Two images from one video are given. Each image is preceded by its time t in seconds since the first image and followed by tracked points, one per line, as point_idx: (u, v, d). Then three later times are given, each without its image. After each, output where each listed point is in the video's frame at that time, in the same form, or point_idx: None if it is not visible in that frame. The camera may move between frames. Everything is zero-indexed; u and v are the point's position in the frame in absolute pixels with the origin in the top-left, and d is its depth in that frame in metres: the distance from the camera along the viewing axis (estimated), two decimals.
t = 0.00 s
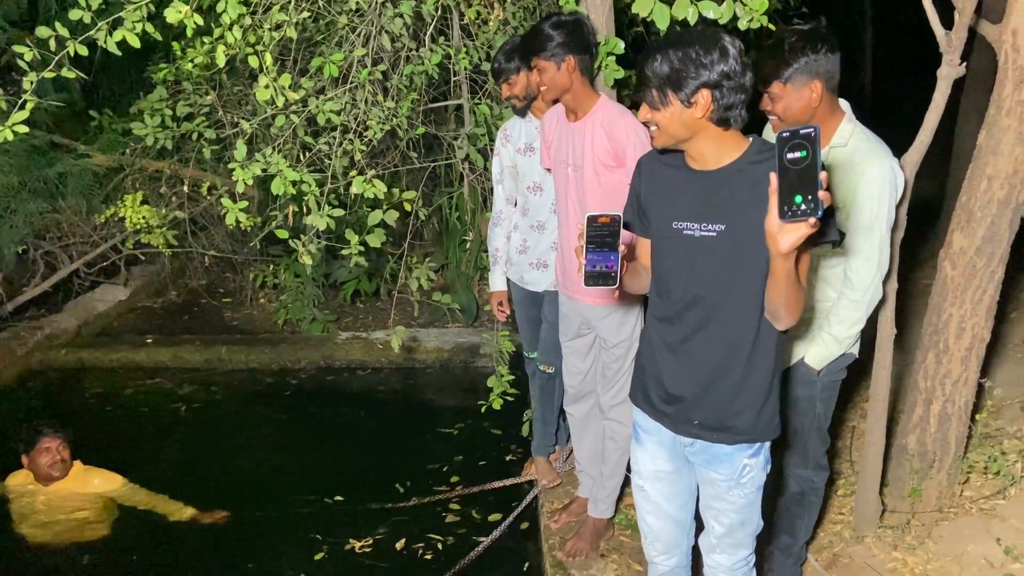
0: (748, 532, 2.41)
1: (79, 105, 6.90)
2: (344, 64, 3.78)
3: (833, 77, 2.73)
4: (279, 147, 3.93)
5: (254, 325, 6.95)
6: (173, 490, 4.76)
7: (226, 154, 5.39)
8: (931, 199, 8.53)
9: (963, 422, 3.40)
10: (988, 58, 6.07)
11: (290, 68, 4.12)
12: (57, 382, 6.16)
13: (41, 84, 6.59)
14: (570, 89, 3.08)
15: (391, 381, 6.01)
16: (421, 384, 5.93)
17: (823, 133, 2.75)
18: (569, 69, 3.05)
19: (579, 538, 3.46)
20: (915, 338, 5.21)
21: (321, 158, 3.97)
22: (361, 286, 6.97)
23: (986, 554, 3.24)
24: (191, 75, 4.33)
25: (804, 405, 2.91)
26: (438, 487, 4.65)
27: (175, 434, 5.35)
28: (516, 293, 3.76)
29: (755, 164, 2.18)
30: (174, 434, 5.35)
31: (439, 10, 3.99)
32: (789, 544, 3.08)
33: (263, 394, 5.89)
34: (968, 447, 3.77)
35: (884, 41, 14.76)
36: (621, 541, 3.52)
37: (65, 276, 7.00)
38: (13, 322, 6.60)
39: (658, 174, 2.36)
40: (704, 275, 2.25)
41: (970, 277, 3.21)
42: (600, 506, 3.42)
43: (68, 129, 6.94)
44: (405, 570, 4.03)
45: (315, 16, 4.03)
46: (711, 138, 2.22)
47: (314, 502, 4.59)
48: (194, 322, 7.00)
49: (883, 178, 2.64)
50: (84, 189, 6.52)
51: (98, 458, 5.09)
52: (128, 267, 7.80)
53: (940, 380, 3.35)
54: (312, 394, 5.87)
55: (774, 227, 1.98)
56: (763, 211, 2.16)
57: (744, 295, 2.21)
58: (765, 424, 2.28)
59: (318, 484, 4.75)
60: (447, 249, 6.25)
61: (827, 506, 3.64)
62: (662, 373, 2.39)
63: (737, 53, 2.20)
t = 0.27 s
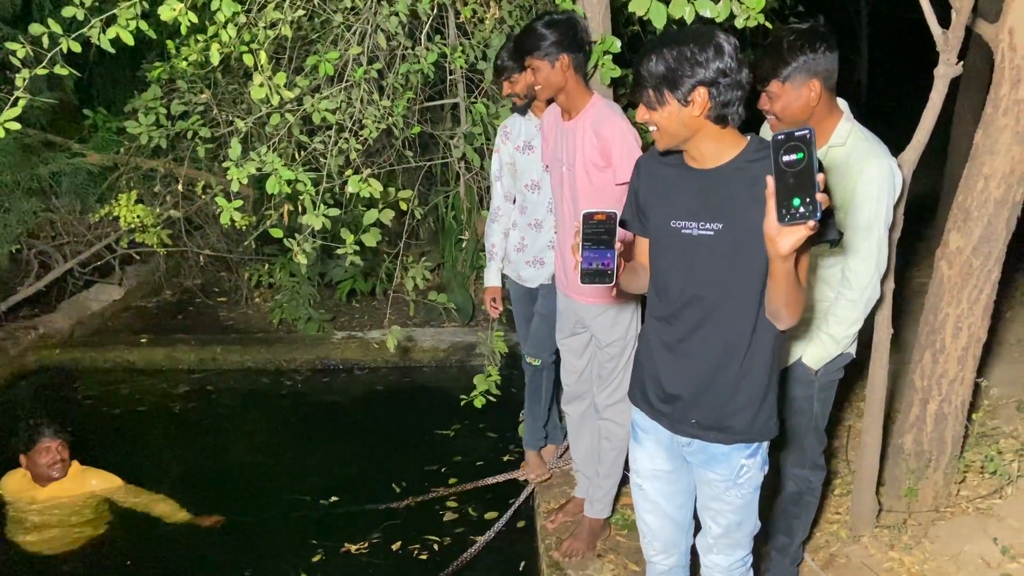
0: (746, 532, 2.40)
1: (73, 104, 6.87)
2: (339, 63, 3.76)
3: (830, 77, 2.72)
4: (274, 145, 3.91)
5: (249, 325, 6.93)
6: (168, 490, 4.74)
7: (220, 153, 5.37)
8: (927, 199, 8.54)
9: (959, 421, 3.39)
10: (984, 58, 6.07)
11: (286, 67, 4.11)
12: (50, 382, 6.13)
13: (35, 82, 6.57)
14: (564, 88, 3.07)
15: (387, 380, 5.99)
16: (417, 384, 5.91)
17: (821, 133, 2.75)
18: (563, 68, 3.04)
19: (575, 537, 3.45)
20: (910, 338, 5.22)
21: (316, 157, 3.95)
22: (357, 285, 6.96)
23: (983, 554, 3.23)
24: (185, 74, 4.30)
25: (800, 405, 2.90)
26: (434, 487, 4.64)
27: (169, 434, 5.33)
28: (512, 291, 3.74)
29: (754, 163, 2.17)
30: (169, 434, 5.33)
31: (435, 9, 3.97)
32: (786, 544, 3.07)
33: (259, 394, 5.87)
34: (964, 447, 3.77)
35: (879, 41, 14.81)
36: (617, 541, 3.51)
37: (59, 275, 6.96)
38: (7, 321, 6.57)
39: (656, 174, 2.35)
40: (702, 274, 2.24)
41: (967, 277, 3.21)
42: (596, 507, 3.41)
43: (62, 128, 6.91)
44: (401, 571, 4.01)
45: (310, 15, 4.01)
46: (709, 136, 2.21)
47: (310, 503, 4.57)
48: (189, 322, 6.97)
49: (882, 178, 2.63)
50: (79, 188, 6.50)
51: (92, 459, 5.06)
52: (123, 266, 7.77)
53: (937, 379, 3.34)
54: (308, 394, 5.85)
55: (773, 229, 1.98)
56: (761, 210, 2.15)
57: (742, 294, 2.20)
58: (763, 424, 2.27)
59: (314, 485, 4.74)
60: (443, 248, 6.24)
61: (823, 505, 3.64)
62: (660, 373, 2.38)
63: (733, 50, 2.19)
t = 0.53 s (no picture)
0: (746, 531, 2.39)
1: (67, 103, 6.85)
2: (335, 61, 3.75)
3: (828, 74, 2.71)
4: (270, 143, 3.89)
5: (244, 324, 6.91)
6: (163, 490, 4.72)
7: (215, 152, 5.35)
8: (923, 198, 8.54)
9: (956, 420, 3.39)
10: (980, 56, 6.07)
11: (282, 64, 4.10)
12: (45, 381, 6.12)
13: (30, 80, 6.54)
14: (556, 85, 3.07)
15: (384, 379, 5.98)
16: (413, 383, 5.90)
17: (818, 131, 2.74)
18: (556, 65, 3.04)
19: (571, 536, 3.44)
20: (907, 337, 5.21)
21: (312, 155, 3.93)
22: (353, 284, 6.94)
23: (980, 553, 3.23)
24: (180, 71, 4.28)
25: (798, 404, 2.90)
26: (431, 487, 4.63)
27: (165, 434, 5.31)
28: (510, 290, 3.74)
29: (755, 161, 2.16)
30: (165, 434, 5.31)
31: (431, 7, 3.96)
32: (783, 543, 3.06)
33: (255, 393, 5.86)
34: (961, 445, 3.77)
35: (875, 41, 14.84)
36: (614, 540, 3.50)
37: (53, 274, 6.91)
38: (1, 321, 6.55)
39: (655, 173, 2.34)
40: (703, 274, 2.23)
41: (964, 275, 3.21)
42: (588, 506, 3.41)
43: (56, 126, 6.89)
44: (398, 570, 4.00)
45: (306, 13, 4.00)
46: (710, 134, 2.20)
47: (305, 503, 4.55)
48: (184, 321, 6.95)
49: (879, 175, 2.62)
50: (73, 187, 6.48)
51: (87, 459, 5.04)
52: (118, 265, 7.75)
53: (934, 378, 3.34)
54: (304, 393, 5.83)
55: (779, 236, 1.97)
56: (763, 210, 2.14)
57: (743, 293, 2.20)
58: (764, 422, 2.26)
59: (311, 484, 4.73)
60: (440, 247, 6.23)
61: (820, 504, 3.63)
62: (660, 372, 2.37)
63: (731, 46, 2.18)
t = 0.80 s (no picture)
0: (750, 530, 2.39)
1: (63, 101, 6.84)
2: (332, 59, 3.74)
3: (825, 74, 2.71)
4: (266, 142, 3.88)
5: (241, 323, 6.90)
6: (159, 489, 4.72)
7: (212, 151, 5.35)
8: (919, 197, 8.56)
9: (953, 419, 3.39)
10: (977, 56, 6.08)
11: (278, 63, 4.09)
12: (41, 381, 6.10)
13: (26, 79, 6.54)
14: (552, 86, 3.06)
15: (381, 378, 5.98)
16: (410, 382, 5.89)
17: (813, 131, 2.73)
18: (553, 67, 3.04)
19: (568, 537, 3.44)
20: (904, 336, 5.22)
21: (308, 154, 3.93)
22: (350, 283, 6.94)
23: (976, 552, 3.23)
24: (176, 70, 4.27)
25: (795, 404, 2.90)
26: (427, 486, 4.62)
27: (161, 433, 5.30)
28: (506, 290, 3.73)
29: (756, 165, 2.16)
30: (161, 433, 5.30)
31: (428, 6, 3.95)
32: (781, 542, 3.06)
33: (251, 393, 5.85)
34: (957, 445, 3.77)
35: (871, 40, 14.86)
36: (611, 540, 3.50)
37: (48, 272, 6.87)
38: None
39: (659, 174, 2.34)
40: (707, 275, 2.23)
41: (960, 275, 3.21)
42: (576, 509, 3.39)
43: (52, 125, 6.88)
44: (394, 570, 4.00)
45: (302, 11, 3.99)
46: (710, 138, 2.20)
47: (301, 503, 4.55)
48: (180, 320, 6.94)
49: (876, 176, 2.62)
50: (68, 186, 6.49)
51: (83, 459, 5.03)
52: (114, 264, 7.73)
53: (930, 377, 3.34)
54: (300, 392, 5.82)
55: (786, 243, 1.97)
56: (767, 212, 2.14)
57: (747, 294, 2.19)
58: (769, 422, 2.26)
59: (307, 483, 4.72)
60: (436, 246, 6.23)
61: (817, 504, 3.64)
62: (665, 372, 2.37)
63: (728, 49, 2.18)
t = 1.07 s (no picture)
0: (752, 529, 2.39)
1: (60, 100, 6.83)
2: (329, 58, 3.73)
3: (823, 73, 2.70)
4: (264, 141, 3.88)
5: (238, 322, 6.89)
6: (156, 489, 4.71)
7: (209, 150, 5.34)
8: (917, 196, 8.57)
9: (950, 418, 3.39)
10: (974, 55, 6.08)
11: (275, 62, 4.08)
12: (37, 380, 6.09)
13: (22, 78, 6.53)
14: (553, 78, 3.04)
15: (378, 377, 5.97)
16: (407, 381, 5.89)
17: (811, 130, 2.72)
18: (558, 59, 3.02)
19: (565, 536, 3.43)
20: (901, 335, 5.22)
21: (306, 154, 3.92)
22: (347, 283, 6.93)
23: (974, 551, 3.23)
24: (174, 69, 4.26)
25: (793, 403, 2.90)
26: (425, 486, 4.62)
27: (158, 433, 5.30)
28: (504, 289, 3.73)
29: (757, 165, 2.16)
30: (158, 432, 5.30)
31: (425, 5, 3.95)
32: (778, 542, 3.07)
33: (248, 392, 5.84)
34: (955, 444, 3.77)
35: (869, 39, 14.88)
36: (609, 539, 3.50)
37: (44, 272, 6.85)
38: None
39: (661, 175, 2.34)
40: (710, 274, 2.23)
41: (958, 274, 3.21)
42: (574, 512, 3.39)
43: (49, 124, 6.87)
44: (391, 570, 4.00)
45: (299, 10, 3.98)
46: (711, 138, 2.20)
47: (298, 502, 4.54)
48: (178, 319, 6.93)
49: (874, 175, 2.62)
50: (65, 185, 6.51)
51: (79, 459, 5.02)
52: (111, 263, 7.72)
53: (928, 377, 3.34)
54: (298, 391, 5.81)
55: (786, 243, 1.97)
56: (768, 211, 2.14)
57: (750, 293, 2.19)
58: (773, 421, 2.26)
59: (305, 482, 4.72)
60: (434, 245, 6.23)
61: (814, 503, 3.64)
62: (669, 373, 2.37)
63: (729, 50, 2.18)
